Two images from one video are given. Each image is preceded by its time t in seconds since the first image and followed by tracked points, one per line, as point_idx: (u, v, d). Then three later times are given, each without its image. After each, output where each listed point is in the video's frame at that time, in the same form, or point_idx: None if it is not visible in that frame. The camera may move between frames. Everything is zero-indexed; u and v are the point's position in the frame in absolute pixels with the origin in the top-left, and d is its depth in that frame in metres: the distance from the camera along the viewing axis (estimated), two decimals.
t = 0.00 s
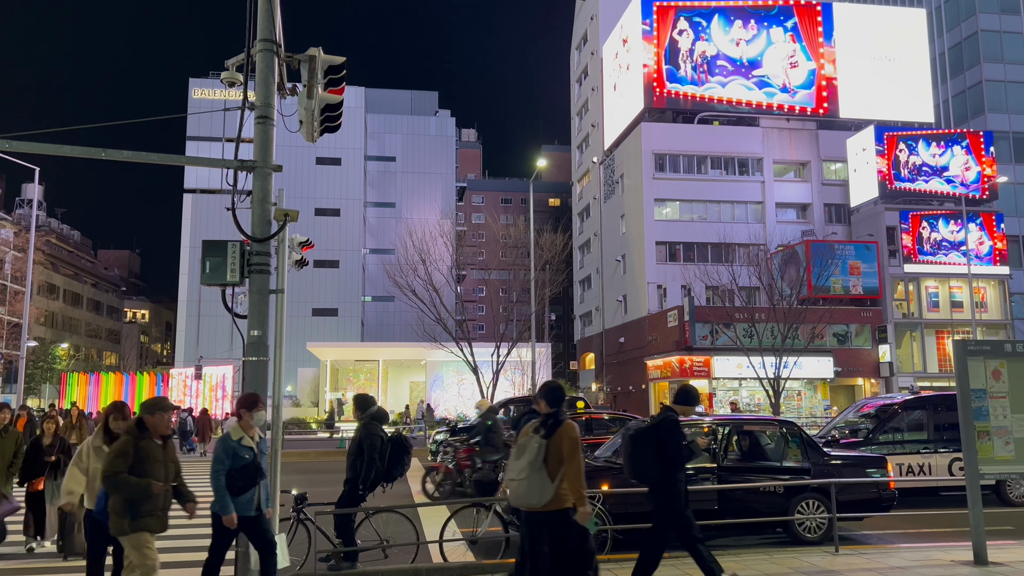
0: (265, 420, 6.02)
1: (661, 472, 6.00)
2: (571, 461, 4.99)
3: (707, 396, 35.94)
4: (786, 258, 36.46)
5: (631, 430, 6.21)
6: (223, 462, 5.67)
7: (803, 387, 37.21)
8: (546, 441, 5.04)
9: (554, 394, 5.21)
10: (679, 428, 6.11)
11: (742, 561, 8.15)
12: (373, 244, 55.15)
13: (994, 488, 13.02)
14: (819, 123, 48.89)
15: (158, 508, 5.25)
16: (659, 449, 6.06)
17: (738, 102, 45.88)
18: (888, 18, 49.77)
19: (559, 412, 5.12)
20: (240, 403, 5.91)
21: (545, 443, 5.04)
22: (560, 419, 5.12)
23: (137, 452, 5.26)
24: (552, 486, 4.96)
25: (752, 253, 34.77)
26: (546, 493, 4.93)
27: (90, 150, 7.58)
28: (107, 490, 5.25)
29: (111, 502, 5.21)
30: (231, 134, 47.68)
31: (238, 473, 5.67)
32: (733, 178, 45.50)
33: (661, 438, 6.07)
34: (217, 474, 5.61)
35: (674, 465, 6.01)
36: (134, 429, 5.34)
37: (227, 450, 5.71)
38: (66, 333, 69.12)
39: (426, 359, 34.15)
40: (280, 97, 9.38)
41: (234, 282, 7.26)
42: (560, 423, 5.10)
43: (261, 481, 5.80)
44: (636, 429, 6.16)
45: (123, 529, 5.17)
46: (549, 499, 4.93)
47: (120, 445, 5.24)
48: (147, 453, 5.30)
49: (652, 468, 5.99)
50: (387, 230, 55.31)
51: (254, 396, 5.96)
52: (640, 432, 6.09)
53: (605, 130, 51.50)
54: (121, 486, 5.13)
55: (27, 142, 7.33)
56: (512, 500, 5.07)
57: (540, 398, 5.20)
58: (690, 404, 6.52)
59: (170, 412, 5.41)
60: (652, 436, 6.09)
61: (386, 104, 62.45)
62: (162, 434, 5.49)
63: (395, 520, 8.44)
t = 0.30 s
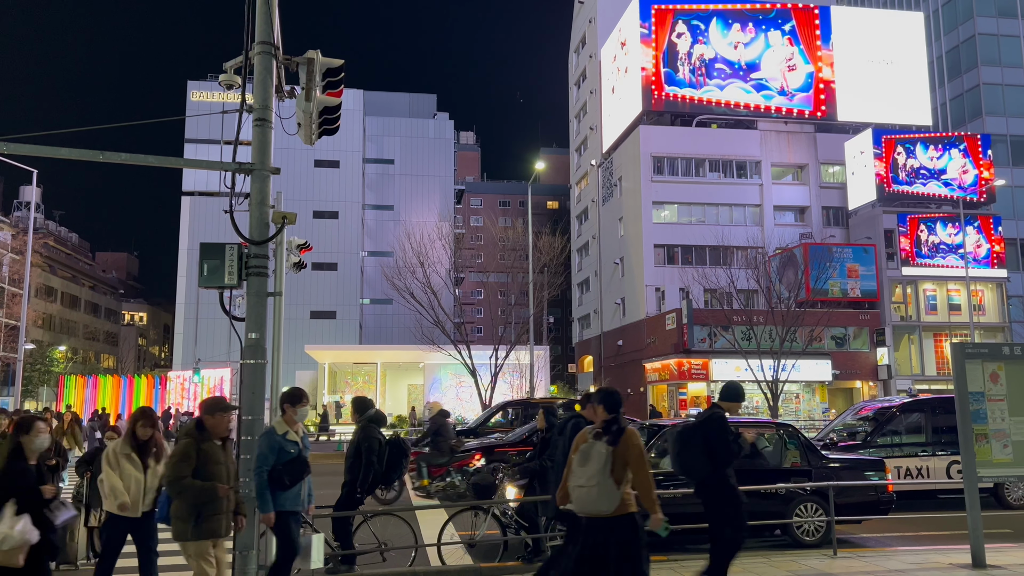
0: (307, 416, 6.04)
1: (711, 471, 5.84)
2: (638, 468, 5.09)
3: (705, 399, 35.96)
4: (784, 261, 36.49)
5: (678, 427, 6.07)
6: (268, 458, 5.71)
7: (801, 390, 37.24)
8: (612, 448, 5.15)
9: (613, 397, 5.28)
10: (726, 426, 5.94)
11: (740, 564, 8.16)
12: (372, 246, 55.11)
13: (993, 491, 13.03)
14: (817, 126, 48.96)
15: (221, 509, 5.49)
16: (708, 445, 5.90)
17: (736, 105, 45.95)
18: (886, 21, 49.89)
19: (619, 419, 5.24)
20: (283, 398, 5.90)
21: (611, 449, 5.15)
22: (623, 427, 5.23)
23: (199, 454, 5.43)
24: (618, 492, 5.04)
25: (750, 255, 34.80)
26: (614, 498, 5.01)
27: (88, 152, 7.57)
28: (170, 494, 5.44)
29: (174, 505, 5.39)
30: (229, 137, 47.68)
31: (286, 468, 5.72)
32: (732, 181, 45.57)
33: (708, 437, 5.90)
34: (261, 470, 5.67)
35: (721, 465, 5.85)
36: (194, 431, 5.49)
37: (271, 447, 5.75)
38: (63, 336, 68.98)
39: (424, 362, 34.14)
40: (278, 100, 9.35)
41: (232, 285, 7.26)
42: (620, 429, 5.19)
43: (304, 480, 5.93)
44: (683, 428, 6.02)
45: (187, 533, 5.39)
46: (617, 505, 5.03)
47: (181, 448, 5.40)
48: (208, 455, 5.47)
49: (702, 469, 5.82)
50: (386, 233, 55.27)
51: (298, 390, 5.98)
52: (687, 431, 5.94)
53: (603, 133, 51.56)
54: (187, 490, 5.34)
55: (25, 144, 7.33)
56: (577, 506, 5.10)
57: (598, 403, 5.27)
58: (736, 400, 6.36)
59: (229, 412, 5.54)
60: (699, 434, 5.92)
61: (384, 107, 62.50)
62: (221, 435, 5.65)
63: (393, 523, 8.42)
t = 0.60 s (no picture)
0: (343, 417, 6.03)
1: (756, 476, 6.03)
2: (684, 468, 5.11)
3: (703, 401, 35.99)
4: (783, 262, 36.48)
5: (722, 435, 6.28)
6: (307, 464, 5.68)
7: (799, 392, 37.27)
8: (659, 448, 5.10)
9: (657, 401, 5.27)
10: (769, 434, 6.11)
11: (739, 566, 8.16)
12: (370, 248, 55.13)
13: (991, 493, 13.04)
14: (815, 128, 49.03)
15: (274, 515, 5.03)
16: (748, 451, 6.09)
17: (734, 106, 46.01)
18: (884, 23, 49.98)
19: (665, 420, 5.18)
20: (319, 403, 5.88)
21: (659, 450, 5.10)
22: (670, 428, 5.19)
23: (255, 457, 5.01)
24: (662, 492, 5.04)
25: (749, 257, 34.80)
26: (658, 499, 5.01)
27: (86, 154, 7.57)
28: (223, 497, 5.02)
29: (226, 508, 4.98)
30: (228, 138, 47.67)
31: (325, 472, 5.70)
32: (730, 183, 45.60)
33: (751, 444, 6.09)
34: (301, 474, 5.64)
35: (765, 469, 6.01)
36: (251, 432, 5.07)
37: (311, 452, 5.72)
38: (61, 338, 68.91)
39: (422, 364, 34.12)
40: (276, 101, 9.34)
41: (230, 287, 7.26)
42: (665, 430, 5.16)
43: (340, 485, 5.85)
44: (726, 436, 6.24)
45: (240, 539, 4.94)
46: (661, 506, 5.03)
47: (238, 450, 5.01)
48: (265, 459, 5.06)
49: (747, 475, 6.03)
50: (385, 234, 55.26)
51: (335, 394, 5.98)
52: (730, 438, 6.17)
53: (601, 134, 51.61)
54: (243, 495, 4.92)
55: (23, 146, 7.32)
56: (620, 505, 5.13)
57: (642, 405, 5.30)
58: (778, 408, 6.49)
59: (290, 414, 5.13)
60: (742, 441, 6.12)
61: (383, 109, 62.52)
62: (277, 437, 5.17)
63: (392, 524, 8.39)
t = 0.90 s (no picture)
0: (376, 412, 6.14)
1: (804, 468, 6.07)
2: (726, 464, 5.17)
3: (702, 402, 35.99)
4: (782, 263, 36.49)
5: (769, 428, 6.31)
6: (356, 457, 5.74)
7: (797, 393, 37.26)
8: (703, 444, 5.18)
9: (698, 399, 5.33)
10: (819, 427, 6.12)
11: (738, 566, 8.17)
12: (369, 249, 55.13)
13: (990, 494, 13.04)
14: (813, 130, 49.08)
15: (344, 504, 5.03)
16: (800, 447, 6.12)
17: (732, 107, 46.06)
18: (883, 25, 50.07)
19: (706, 416, 5.29)
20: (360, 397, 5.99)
21: (703, 446, 5.19)
22: (711, 424, 5.29)
23: (320, 448, 5.01)
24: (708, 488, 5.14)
25: (747, 258, 34.80)
26: (703, 494, 5.12)
27: (85, 154, 7.55)
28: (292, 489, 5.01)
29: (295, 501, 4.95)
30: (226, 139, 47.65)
31: (374, 465, 5.75)
32: (728, 184, 45.61)
33: (801, 437, 6.11)
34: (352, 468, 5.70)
35: (814, 463, 6.06)
36: (315, 424, 5.10)
37: (359, 445, 5.76)
38: (59, 339, 68.79)
39: (421, 365, 34.08)
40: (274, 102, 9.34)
41: (229, 287, 7.24)
42: (708, 425, 5.26)
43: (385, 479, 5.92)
44: (773, 429, 6.25)
45: (310, 529, 4.93)
46: (707, 500, 5.14)
47: (304, 441, 5.00)
48: (330, 449, 5.04)
49: (797, 469, 6.05)
50: (383, 235, 55.25)
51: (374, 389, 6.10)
52: (779, 430, 6.17)
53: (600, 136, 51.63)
54: (312, 486, 4.94)
55: (22, 146, 7.30)
56: (665, 500, 5.26)
57: (685, 402, 5.35)
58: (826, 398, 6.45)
59: (357, 411, 5.13)
60: (792, 434, 6.12)
61: (382, 110, 62.54)
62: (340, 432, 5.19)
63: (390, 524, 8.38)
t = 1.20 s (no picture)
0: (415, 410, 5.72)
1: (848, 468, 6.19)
2: (772, 465, 5.31)
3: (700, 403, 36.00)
4: (780, 264, 36.51)
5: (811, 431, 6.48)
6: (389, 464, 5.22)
7: (796, 394, 37.27)
8: (748, 446, 5.28)
9: (741, 404, 5.52)
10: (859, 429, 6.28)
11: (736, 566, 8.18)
12: (367, 250, 55.15)
13: (988, 495, 13.04)
14: (812, 130, 49.15)
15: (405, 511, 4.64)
16: (843, 448, 6.27)
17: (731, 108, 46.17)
18: (882, 26, 50.15)
19: (751, 421, 5.40)
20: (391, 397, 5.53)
21: (747, 448, 5.28)
22: (755, 428, 5.39)
23: (379, 454, 4.64)
24: (751, 490, 5.19)
25: (746, 258, 34.82)
26: (748, 497, 5.16)
27: (84, 154, 7.55)
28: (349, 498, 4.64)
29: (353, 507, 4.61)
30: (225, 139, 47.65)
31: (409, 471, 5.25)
32: (726, 185, 45.60)
33: (843, 440, 6.26)
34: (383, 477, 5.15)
35: (858, 466, 6.20)
36: (373, 429, 4.72)
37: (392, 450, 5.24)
38: (57, 339, 68.68)
39: (420, 365, 34.10)
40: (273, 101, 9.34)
41: (228, 288, 7.25)
42: (752, 429, 5.36)
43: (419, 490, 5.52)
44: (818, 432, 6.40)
45: (370, 537, 4.54)
46: (751, 502, 5.18)
47: (361, 446, 4.66)
48: (389, 455, 4.68)
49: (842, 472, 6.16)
50: (382, 236, 55.27)
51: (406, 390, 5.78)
52: (822, 433, 6.33)
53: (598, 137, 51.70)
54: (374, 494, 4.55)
55: (20, 146, 7.30)
56: (708, 501, 5.27)
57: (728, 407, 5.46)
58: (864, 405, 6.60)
59: (415, 415, 4.80)
60: (834, 436, 6.29)
61: (380, 111, 62.61)
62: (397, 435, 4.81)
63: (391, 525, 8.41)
